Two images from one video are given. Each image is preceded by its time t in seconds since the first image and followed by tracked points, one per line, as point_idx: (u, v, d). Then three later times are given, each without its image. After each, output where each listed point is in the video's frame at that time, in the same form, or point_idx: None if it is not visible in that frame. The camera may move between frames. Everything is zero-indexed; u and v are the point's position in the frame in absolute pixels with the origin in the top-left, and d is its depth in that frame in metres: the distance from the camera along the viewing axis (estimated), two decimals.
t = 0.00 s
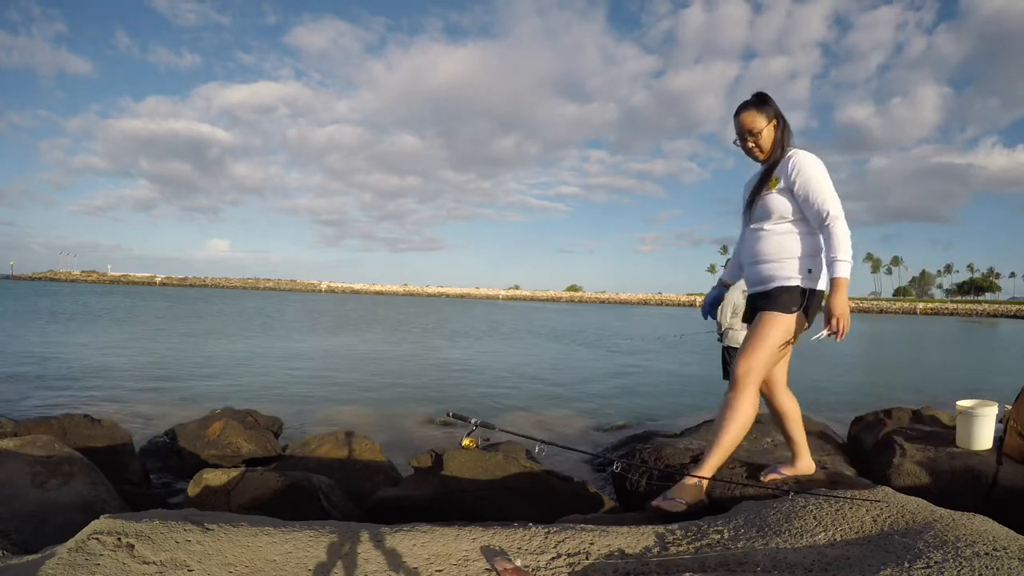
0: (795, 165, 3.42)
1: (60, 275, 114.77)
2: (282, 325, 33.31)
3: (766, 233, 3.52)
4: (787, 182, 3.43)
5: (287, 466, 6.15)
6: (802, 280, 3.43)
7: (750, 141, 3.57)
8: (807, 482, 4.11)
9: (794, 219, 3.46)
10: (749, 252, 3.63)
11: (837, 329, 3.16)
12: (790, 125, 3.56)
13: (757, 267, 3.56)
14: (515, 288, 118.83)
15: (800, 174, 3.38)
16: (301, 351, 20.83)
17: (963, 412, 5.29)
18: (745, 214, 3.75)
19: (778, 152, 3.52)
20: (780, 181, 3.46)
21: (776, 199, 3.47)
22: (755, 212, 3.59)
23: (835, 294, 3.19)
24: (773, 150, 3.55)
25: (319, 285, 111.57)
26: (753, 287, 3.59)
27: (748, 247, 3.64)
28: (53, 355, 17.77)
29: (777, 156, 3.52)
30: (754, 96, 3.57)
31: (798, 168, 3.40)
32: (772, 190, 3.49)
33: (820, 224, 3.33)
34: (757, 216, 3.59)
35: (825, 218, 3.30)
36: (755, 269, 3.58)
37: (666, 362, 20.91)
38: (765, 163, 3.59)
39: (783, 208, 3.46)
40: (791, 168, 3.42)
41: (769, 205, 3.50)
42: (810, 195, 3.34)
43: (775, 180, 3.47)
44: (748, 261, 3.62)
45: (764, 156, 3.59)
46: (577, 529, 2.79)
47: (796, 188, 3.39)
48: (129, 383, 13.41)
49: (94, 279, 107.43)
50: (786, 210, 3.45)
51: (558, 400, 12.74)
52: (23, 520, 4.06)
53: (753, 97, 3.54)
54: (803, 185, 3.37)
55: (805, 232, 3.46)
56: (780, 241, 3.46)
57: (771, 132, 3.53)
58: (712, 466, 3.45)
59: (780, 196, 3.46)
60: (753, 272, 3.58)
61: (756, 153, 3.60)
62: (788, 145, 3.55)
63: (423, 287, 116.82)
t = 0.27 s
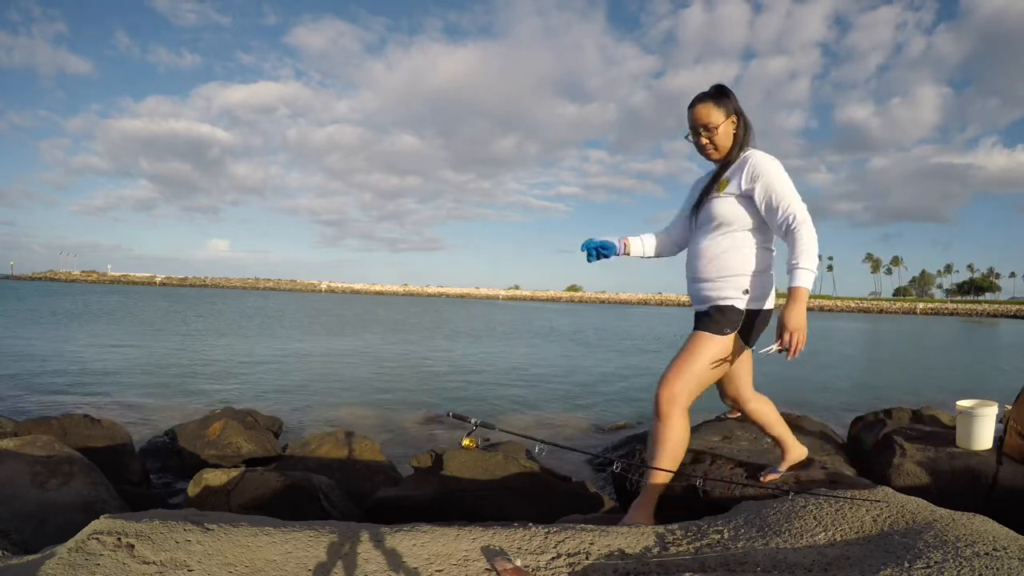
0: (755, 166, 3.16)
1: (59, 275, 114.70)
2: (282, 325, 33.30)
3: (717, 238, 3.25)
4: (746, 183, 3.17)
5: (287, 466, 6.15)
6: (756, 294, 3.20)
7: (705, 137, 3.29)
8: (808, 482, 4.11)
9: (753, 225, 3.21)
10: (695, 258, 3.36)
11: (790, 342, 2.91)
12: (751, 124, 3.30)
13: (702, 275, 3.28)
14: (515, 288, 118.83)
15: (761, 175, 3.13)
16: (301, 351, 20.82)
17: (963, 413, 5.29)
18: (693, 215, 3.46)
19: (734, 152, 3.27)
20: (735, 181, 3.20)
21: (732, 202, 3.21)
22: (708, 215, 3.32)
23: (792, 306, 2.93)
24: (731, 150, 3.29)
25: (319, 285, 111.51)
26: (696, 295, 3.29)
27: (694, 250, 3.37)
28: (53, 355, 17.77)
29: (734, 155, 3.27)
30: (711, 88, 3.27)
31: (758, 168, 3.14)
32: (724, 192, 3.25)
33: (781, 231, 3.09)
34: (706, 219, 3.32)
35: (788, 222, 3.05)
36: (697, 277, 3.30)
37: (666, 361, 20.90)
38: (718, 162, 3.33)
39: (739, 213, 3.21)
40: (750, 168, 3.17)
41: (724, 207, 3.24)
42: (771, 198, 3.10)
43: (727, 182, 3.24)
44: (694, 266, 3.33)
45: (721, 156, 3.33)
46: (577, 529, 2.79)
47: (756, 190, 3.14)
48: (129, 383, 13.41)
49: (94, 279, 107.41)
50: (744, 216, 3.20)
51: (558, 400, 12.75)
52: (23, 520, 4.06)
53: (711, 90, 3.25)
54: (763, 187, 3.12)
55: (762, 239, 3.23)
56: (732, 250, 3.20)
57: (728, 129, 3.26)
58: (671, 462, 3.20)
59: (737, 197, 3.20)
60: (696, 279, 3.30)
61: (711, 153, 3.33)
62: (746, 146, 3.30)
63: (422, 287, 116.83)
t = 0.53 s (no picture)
0: (693, 129, 2.94)
1: (59, 275, 114.63)
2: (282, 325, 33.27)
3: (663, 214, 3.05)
4: (687, 149, 2.95)
5: (287, 466, 6.15)
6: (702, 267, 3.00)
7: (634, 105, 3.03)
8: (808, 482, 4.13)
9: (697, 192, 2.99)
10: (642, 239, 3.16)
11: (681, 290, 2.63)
12: (679, 84, 3.07)
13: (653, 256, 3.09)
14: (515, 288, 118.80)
15: (700, 139, 2.91)
16: (301, 351, 20.80)
17: (963, 412, 5.30)
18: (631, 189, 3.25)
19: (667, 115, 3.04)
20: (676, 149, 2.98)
21: (672, 171, 2.98)
22: (650, 188, 3.09)
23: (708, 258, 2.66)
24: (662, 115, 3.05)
25: (319, 285, 111.49)
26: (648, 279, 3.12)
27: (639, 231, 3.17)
28: (53, 356, 17.76)
29: (666, 122, 3.05)
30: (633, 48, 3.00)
31: (696, 131, 2.93)
32: (665, 160, 3.01)
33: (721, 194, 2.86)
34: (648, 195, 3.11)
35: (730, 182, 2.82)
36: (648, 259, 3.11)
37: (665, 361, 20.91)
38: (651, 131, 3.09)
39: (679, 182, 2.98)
40: (689, 132, 2.95)
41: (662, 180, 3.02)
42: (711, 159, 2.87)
43: (672, 146, 2.99)
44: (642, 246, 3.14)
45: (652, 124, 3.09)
46: (577, 529, 2.79)
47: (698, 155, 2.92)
48: (129, 383, 13.41)
49: (94, 279, 107.38)
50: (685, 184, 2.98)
51: (558, 400, 12.75)
52: (23, 520, 4.07)
53: (633, 50, 2.98)
54: (704, 149, 2.89)
55: (706, 206, 3.00)
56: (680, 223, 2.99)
57: (656, 92, 3.02)
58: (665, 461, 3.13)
59: (680, 166, 2.97)
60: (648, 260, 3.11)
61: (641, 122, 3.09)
62: (678, 108, 3.08)
63: (422, 287, 116.84)
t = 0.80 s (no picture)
0: (652, 106, 2.73)
1: (58, 274, 114.55)
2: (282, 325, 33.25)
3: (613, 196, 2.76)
4: (648, 127, 2.74)
5: (287, 466, 6.15)
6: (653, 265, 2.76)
7: (582, 69, 2.74)
8: (808, 482, 4.13)
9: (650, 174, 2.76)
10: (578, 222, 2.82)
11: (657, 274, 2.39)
12: (629, 57, 2.84)
13: (594, 241, 2.75)
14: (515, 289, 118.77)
15: (663, 117, 2.71)
16: (301, 351, 20.78)
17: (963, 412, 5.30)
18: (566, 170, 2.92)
19: (618, 90, 2.79)
20: (635, 124, 2.74)
21: (631, 146, 2.73)
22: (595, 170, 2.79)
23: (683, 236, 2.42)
24: (613, 89, 2.78)
25: (319, 285, 111.50)
26: (586, 268, 2.76)
27: (577, 213, 2.83)
28: (53, 356, 17.75)
29: (616, 96, 2.78)
30: (579, 12, 2.74)
31: (659, 108, 2.72)
32: (621, 138, 2.74)
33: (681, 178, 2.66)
34: (593, 170, 2.79)
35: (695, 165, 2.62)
36: (587, 245, 2.76)
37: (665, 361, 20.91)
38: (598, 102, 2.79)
39: (631, 161, 2.75)
40: (649, 108, 2.73)
41: (615, 155, 2.74)
42: (674, 141, 2.68)
43: (631, 123, 2.74)
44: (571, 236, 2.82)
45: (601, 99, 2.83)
46: (577, 529, 2.79)
47: (660, 135, 2.72)
48: (129, 383, 13.40)
49: (93, 279, 107.36)
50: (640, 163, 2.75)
51: (558, 401, 12.75)
52: (23, 520, 4.07)
53: (581, 13, 2.73)
54: (665, 130, 2.71)
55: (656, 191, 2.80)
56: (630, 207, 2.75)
57: (606, 63, 2.77)
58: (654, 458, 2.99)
59: (638, 142, 2.74)
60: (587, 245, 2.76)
61: (585, 93, 2.81)
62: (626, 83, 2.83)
63: (422, 288, 116.84)
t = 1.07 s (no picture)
0: (588, 92, 2.65)
1: (58, 274, 114.54)
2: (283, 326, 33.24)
3: (544, 182, 2.62)
4: (582, 112, 2.64)
5: (287, 466, 6.15)
6: (593, 247, 2.63)
7: (526, 37, 2.57)
8: (808, 483, 4.14)
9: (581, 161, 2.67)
10: (504, 210, 2.66)
11: (672, 296, 2.45)
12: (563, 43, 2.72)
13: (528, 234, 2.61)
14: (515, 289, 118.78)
15: (601, 106, 2.65)
16: (302, 351, 20.78)
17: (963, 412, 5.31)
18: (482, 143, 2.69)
19: (550, 66, 2.65)
20: (570, 107, 2.61)
21: (565, 130, 2.61)
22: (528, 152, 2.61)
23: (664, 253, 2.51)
24: (546, 65, 2.64)
25: (319, 285, 111.49)
26: (527, 269, 2.62)
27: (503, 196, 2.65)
28: (54, 356, 17.75)
29: (548, 75, 2.64)
30: None
31: (594, 94, 2.65)
32: (555, 118, 2.60)
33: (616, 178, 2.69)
34: (520, 151, 2.60)
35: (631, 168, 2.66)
36: (522, 240, 2.62)
37: (666, 362, 20.91)
38: (530, 78, 2.63)
39: (566, 145, 2.62)
40: (585, 94, 2.64)
41: (548, 138, 2.59)
42: (608, 136, 2.65)
43: (566, 105, 2.61)
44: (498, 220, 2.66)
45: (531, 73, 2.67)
46: (577, 529, 2.79)
47: (595, 125, 2.65)
48: (129, 383, 13.40)
49: (93, 279, 107.33)
50: (574, 149, 2.64)
51: (558, 401, 12.75)
52: (23, 520, 4.07)
53: None
54: (599, 119, 2.65)
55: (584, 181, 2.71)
56: (563, 193, 2.62)
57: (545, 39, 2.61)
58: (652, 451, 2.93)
59: (572, 128, 2.63)
60: (522, 241, 2.62)
61: (519, 62, 2.63)
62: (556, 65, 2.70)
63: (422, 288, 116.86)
